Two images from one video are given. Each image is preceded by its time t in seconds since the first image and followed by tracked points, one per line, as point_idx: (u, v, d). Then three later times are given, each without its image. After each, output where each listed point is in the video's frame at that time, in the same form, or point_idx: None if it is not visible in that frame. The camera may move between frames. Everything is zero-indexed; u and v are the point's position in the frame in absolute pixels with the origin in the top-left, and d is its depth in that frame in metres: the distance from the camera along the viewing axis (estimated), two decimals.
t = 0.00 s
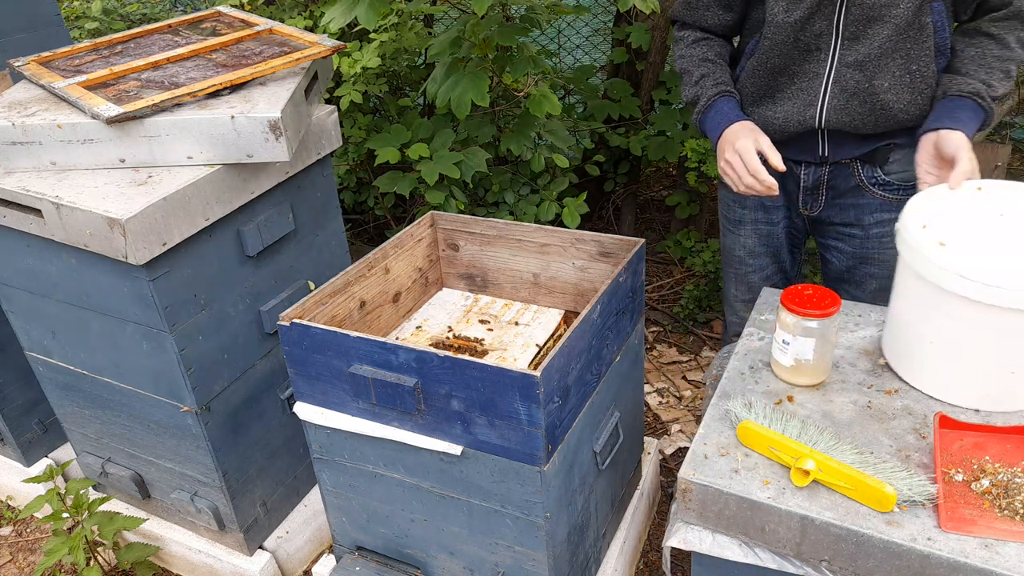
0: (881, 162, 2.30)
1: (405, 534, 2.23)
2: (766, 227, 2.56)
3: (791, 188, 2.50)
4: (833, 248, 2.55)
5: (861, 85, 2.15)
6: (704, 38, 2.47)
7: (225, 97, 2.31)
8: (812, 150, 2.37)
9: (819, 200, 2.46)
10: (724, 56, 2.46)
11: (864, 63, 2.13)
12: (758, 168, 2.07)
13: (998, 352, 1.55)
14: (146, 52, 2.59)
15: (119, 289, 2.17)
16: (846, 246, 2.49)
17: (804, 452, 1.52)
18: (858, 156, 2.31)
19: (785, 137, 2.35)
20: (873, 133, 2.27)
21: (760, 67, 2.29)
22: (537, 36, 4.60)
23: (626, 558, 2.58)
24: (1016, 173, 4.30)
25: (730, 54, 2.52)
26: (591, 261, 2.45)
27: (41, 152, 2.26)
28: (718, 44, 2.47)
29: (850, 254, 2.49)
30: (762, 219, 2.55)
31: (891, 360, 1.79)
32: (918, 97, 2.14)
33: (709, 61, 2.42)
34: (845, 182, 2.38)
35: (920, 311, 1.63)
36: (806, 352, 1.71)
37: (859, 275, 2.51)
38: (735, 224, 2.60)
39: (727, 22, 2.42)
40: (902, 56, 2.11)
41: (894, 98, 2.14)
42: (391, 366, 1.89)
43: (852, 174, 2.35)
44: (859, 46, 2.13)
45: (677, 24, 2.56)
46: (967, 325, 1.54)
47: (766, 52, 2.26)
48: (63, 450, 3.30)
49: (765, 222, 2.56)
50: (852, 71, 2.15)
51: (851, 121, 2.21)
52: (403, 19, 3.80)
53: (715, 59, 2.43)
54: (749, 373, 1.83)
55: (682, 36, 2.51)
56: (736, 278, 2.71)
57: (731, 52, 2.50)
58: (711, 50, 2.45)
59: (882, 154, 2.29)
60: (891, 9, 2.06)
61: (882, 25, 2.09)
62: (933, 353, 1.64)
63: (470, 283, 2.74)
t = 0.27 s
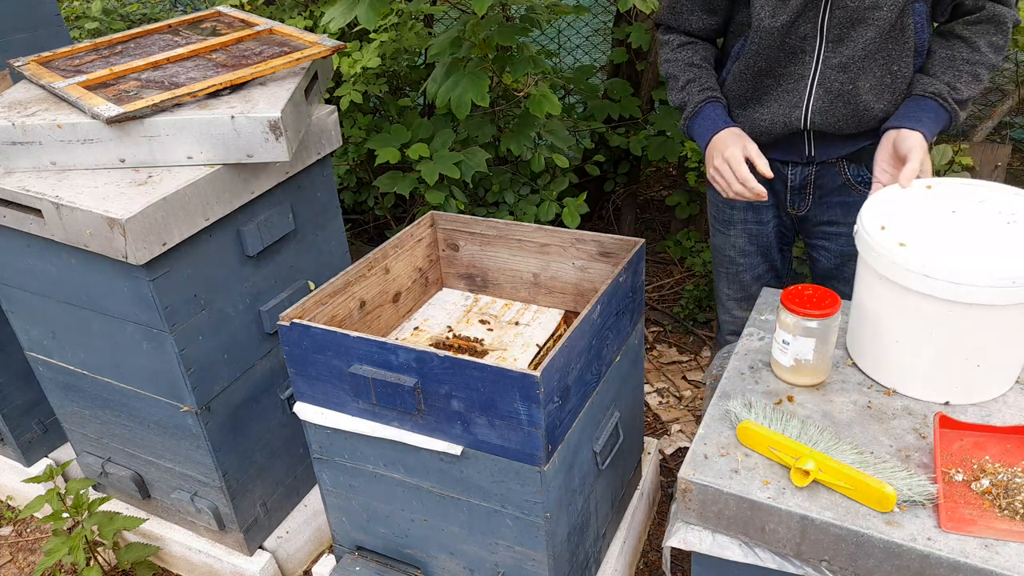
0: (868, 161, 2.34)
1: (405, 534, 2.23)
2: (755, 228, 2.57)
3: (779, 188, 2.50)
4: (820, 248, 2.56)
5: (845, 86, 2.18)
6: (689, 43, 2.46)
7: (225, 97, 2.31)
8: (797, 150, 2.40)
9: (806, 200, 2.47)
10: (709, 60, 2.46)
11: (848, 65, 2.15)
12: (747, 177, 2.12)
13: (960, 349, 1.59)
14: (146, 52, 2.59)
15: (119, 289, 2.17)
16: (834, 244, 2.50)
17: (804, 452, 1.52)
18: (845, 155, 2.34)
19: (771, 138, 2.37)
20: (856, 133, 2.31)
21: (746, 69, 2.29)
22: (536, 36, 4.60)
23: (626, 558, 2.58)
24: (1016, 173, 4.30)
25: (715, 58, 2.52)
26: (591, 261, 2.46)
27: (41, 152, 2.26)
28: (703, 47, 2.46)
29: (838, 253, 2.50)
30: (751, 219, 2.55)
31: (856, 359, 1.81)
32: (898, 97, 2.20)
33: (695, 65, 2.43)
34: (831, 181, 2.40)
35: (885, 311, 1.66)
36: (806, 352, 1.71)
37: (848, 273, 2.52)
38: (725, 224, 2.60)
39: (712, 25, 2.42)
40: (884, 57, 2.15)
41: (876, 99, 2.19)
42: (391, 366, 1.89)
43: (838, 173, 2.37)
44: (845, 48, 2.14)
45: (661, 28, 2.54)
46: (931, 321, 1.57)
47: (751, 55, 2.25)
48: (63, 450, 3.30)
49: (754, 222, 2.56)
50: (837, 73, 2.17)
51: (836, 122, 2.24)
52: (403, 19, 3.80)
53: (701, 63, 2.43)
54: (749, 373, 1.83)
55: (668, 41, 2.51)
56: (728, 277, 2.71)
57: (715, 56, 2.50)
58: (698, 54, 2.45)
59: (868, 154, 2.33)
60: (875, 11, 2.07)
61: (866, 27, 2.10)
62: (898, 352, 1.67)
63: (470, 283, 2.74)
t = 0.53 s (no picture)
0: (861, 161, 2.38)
1: (405, 534, 2.23)
2: (752, 229, 2.57)
3: (774, 189, 2.50)
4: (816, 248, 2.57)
5: (840, 87, 2.18)
6: (681, 45, 2.47)
7: (225, 97, 2.31)
8: (791, 151, 2.39)
9: (801, 200, 2.47)
10: (702, 61, 2.46)
11: (843, 66, 2.16)
12: (747, 177, 2.12)
13: (953, 345, 1.59)
14: (146, 52, 2.59)
15: (119, 289, 2.17)
16: (833, 244, 2.51)
17: (805, 452, 1.52)
18: (839, 155, 2.36)
19: (766, 140, 2.37)
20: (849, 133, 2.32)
21: (740, 71, 2.28)
22: (536, 36, 4.61)
23: (626, 558, 2.58)
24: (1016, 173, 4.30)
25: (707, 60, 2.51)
26: (591, 261, 2.46)
27: (41, 152, 2.26)
28: (695, 49, 2.46)
29: (835, 252, 2.51)
30: (746, 220, 2.55)
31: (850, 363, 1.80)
32: (886, 99, 2.25)
33: (688, 67, 2.43)
34: (827, 180, 2.41)
35: (879, 312, 1.66)
36: (807, 352, 1.71)
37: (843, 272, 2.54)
38: (721, 225, 2.60)
39: (704, 27, 2.42)
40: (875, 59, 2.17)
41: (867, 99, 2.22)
42: (391, 365, 1.89)
43: (833, 172, 2.39)
44: (839, 49, 2.14)
45: (653, 29, 2.53)
46: (927, 320, 1.57)
47: (746, 57, 2.24)
48: (63, 450, 3.30)
49: (749, 223, 2.56)
50: (832, 74, 2.17)
51: (831, 123, 2.24)
52: (403, 19, 3.80)
53: (694, 66, 2.43)
54: (749, 373, 1.83)
55: (659, 44, 2.51)
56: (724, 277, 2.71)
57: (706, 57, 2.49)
58: (690, 57, 2.45)
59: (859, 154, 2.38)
60: (868, 13, 2.07)
61: (860, 29, 2.10)
62: (893, 352, 1.67)
63: (470, 283, 2.74)
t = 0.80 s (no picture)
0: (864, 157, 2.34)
1: (405, 536, 2.22)
2: (753, 228, 2.56)
3: (774, 187, 2.50)
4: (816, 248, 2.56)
5: (840, 85, 2.17)
6: (679, 41, 2.46)
7: (223, 96, 2.29)
8: (791, 149, 2.38)
9: (801, 198, 2.46)
10: (699, 58, 2.46)
11: (842, 64, 2.15)
12: (741, 173, 2.09)
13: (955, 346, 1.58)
14: (144, 51, 2.58)
15: (116, 289, 2.16)
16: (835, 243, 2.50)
17: (807, 454, 1.51)
18: (839, 152, 2.33)
19: (765, 138, 2.36)
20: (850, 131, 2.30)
21: (739, 69, 2.28)
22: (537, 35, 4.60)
23: (626, 559, 2.57)
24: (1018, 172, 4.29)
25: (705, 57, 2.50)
26: (591, 261, 2.44)
27: (38, 151, 2.24)
28: (693, 45, 2.46)
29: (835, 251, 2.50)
30: (746, 219, 2.54)
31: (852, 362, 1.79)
32: (891, 96, 2.20)
33: (686, 64, 2.41)
34: (826, 178, 2.39)
35: (882, 311, 1.64)
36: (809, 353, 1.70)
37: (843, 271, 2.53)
38: (722, 224, 2.59)
39: (703, 24, 2.41)
40: (877, 56, 2.14)
41: (869, 97, 2.19)
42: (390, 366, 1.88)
43: (833, 171, 2.37)
44: (838, 47, 2.13)
45: (651, 26, 2.53)
46: (930, 321, 1.56)
47: (744, 54, 2.24)
48: (61, 450, 3.29)
49: (750, 222, 2.55)
50: (831, 72, 2.16)
51: (831, 121, 2.23)
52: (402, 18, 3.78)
53: (692, 62, 2.42)
54: (751, 374, 1.82)
55: (657, 39, 2.50)
56: (725, 277, 2.70)
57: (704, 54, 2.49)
58: (688, 53, 2.44)
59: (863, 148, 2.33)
60: (867, 11, 2.07)
61: (859, 26, 2.09)
62: (895, 353, 1.66)
63: (470, 283, 2.73)
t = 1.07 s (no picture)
0: (863, 158, 2.33)
1: (405, 534, 2.23)
2: (754, 228, 2.57)
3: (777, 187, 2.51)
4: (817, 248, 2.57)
5: (840, 84, 2.17)
6: (678, 45, 2.48)
7: (225, 97, 2.31)
8: (793, 150, 2.38)
9: (804, 198, 2.47)
10: (700, 62, 2.47)
11: (842, 62, 2.15)
12: (734, 178, 2.12)
13: (952, 345, 1.59)
14: (146, 52, 2.59)
15: (119, 289, 2.17)
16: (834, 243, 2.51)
17: (803, 452, 1.52)
18: (842, 153, 2.33)
19: (767, 139, 2.36)
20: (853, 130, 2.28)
21: (738, 70, 2.30)
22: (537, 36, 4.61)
23: (626, 558, 2.58)
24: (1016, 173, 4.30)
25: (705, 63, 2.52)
26: (590, 261, 2.45)
27: (41, 152, 2.26)
28: (693, 50, 2.47)
29: (837, 252, 2.51)
30: (748, 220, 2.56)
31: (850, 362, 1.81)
32: (894, 93, 2.17)
33: (685, 68, 2.43)
34: (828, 179, 2.40)
35: (881, 312, 1.65)
36: (807, 352, 1.71)
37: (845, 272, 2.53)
38: (723, 224, 2.60)
39: (702, 28, 2.43)
40: (878, 54, 2.13)
41: (871, 95, 2.17)
42: (391, 366, 1.89)
43: (835, 171, 2.38)
44: (837, 46, 2.14)
45: (652, 32, 2.56)
46: (927, 320, 1.58)
47: (743, 55, 2.26)
48: (63, 450, 3.30)
49: (752, 221, 2.56)
50: (831, 70, 2.16)
51: (832, 120, 2.23)
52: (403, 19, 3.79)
53: (691, 66, 2.44)
54: (749, 373, 1.83)
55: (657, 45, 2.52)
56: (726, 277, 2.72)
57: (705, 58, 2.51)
58: (687, 57, 2.46)
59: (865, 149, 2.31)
60: (864, 8, 2.07)
61: (858, 25, 2.10)
62: (893, 352, 1.67)
63: (470, 283, 2.75)
